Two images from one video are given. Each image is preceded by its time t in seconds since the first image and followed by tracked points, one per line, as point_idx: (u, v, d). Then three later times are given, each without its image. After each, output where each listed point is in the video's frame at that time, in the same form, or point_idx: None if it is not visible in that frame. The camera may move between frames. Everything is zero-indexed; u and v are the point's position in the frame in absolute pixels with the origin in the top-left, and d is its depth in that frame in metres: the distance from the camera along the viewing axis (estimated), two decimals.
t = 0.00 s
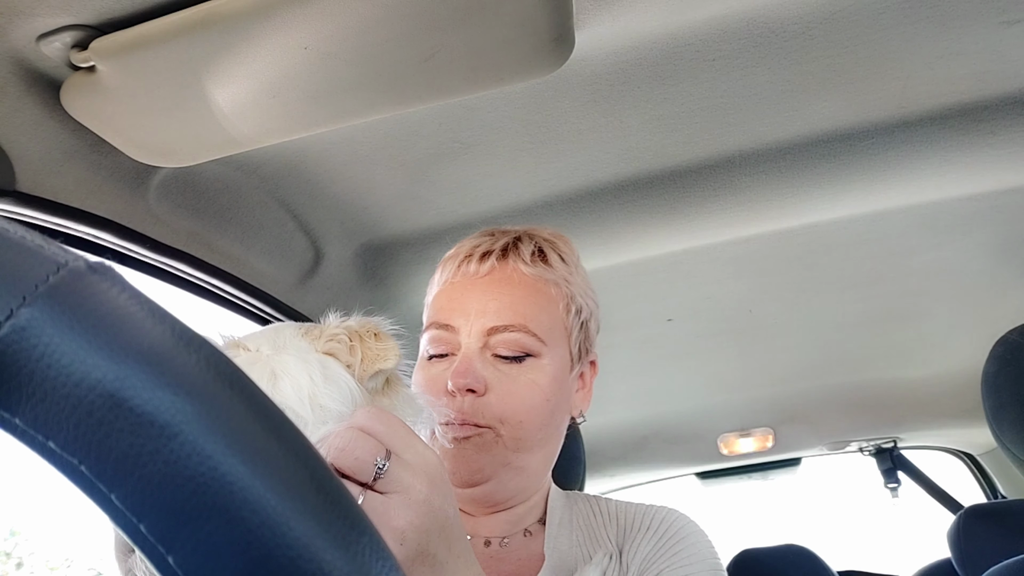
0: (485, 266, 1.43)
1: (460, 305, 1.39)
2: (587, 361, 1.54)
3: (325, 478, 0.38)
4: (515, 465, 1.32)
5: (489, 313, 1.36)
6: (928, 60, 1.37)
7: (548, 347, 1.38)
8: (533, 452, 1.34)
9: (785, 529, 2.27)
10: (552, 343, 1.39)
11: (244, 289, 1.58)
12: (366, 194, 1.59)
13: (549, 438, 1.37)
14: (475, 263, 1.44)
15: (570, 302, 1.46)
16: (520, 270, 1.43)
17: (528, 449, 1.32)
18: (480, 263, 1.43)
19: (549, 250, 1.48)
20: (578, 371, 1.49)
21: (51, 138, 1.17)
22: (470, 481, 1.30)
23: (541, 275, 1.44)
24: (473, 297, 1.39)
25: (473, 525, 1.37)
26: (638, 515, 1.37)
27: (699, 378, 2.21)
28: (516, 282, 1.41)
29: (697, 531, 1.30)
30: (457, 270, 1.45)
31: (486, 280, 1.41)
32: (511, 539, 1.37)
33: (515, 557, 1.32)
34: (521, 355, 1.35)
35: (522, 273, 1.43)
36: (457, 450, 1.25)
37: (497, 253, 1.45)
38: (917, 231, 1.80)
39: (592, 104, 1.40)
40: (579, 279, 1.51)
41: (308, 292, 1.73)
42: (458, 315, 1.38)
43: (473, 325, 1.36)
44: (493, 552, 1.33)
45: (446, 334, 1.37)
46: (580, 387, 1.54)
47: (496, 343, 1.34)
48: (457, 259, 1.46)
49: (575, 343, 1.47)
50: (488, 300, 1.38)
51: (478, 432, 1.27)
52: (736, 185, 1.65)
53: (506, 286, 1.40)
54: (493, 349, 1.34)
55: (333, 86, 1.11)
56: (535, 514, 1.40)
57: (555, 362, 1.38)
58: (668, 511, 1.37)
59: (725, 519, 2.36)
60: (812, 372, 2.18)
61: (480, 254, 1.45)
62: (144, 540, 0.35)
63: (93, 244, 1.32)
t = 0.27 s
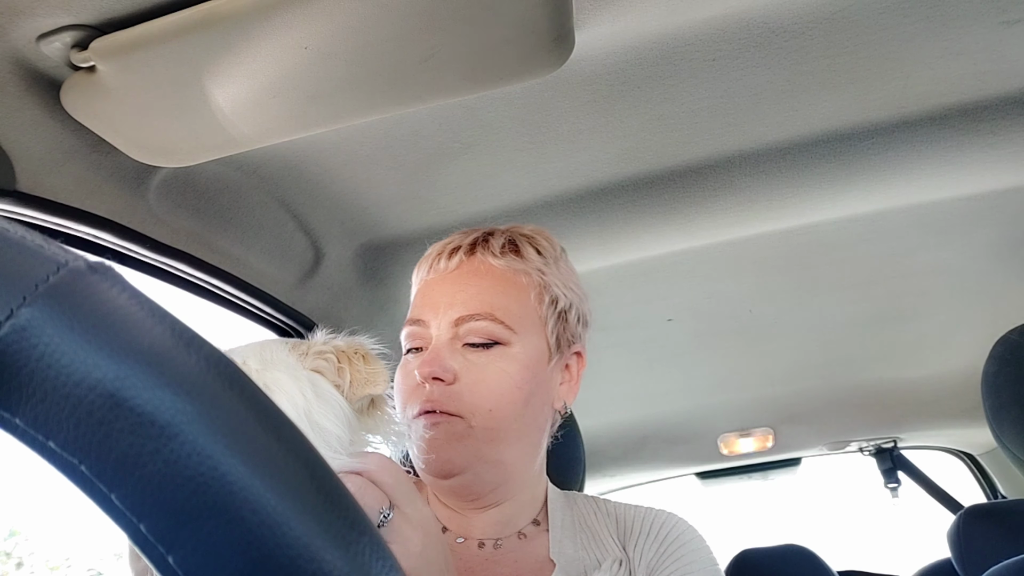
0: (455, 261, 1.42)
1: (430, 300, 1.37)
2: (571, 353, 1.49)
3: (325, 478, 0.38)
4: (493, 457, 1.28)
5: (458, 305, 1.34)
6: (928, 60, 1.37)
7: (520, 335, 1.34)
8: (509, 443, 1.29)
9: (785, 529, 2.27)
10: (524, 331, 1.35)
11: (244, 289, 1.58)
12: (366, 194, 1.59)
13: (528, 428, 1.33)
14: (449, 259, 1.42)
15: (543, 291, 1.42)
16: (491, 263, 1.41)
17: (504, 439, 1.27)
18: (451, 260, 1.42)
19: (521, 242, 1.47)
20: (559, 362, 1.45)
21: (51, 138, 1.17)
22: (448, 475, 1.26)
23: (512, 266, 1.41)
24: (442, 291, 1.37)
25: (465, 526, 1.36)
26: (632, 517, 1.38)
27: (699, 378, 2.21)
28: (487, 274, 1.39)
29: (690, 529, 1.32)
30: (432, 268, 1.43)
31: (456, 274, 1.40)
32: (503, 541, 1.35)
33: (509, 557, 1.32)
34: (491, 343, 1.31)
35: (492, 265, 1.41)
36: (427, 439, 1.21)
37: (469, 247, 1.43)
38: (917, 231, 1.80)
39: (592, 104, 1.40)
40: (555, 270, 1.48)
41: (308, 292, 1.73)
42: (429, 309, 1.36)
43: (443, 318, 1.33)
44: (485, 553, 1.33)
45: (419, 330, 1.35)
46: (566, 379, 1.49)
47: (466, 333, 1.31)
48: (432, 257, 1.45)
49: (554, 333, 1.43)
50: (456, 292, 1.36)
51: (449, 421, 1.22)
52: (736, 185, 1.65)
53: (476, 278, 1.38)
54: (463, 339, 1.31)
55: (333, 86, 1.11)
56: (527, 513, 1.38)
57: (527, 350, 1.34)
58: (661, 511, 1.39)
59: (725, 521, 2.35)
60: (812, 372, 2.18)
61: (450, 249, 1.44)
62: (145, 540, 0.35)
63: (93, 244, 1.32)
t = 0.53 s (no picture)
0: (406, 256, 1.34)
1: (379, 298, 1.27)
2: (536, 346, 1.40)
3: (325, 477, 0.38)
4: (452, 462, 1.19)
5: (406, 300, 1.24)
6: (928, 60, 1.37)
7: (473, 329, 1.25)
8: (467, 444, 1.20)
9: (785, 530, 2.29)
10: (478, 325, 1.26)
11: (244, 289, 1.56)
12: (366, 193, 1.59)
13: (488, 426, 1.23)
14: (401, 255, 1.35)
15: (500, 281, 1.33)
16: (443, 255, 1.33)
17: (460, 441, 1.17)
18: (404, 254, 1.34)
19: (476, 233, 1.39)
20: (523, 355, 1.35)
21: (51, 137, 1.17)
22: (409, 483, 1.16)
23: (464, 257, 1.33)
24: (392, 288, 1.28)
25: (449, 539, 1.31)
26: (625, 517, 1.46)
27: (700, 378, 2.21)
28: (438, 267, 1.30)
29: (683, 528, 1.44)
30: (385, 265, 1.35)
31: (406, 270, 1.31)
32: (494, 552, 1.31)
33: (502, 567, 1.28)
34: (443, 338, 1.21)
35: (443, 257, 1.32)
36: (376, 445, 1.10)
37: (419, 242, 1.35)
38: (917, 231, 1.80)
39: (592, 104, 1.40)
40: (516, 260, 1.40)
41: (308, 292, 1.73)
42: (378, 308, 1.26)
43: (391, 315, 1.23)
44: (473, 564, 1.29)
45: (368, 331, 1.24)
46: (532, 373, 1.39)
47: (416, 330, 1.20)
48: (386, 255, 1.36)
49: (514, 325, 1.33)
50: (405, 287, 1.27)
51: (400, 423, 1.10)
52: (737, 185, 1.65)
53: (427, 272, 1.29)
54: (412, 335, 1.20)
55: (333, 86, 1.11)
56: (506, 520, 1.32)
57: (482, 343, 1.25)
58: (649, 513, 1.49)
59: (722, 522, 2.37)
60: (812, 372, 2.18)
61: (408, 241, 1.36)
62: (145, 540, 0.35)
63: (93, 244, 1.32)
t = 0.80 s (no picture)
0: (382, 248, 1.30)
1: (352, 294, 1.23)
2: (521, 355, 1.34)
3: (325, 478, 0.38)
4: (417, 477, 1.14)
5: (378, 299, 1.20)
6: (928, 60, 1.37)
7: (447, 337, 1.19)
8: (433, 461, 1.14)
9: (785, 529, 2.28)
10: (453, 331, 1.21)
11: (243, 289, 1.58)
12: (366, 194, 1.59)
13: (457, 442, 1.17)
14: (379, 249, 1.30)
15: (482, 284, 1.28)
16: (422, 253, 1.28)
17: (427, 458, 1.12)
18: (379, 246, 1.30)
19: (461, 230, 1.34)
20: (502, 366, 1.29)
21: (51, 138, 1.17)
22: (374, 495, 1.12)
23: (445, 256, 1.28)
24: (365, 283, 1.24)
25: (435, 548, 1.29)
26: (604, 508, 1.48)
27: (699, 378, 2.21)
28: (416, 266, 1.25)
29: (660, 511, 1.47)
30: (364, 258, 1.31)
31: (383, 266, 1.26)
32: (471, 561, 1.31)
33: None
34: (413, 344, 1.16)
35: (421, 254, 1.27)
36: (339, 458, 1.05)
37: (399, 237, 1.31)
38: (917, 231, 1.80)
39: (592, 104, 1.40)
40: (501, 261, 1.35)
41: (308, 292, 1.73)
42: (350, 305, 1.22)
43: (361, 315, 1.19)
44: None
45: (339, 328, 1.21)
46: (512, 385, 1.33)
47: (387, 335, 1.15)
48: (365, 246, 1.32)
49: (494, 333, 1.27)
50: (379, 284, 1.23)
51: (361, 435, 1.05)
52: (737, 185, 1.65)
53: (404, 270, 1.24)
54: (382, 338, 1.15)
55: (333, 86, 1.11)
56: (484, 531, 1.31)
57: (456, 353, 1.19)
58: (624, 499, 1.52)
59: (725, 524, 2.36)
60: (813, 372, 2.18)
61: (393, 231, 1.32)
62: (145, 540, 0.35)
63: (93, 245, 1.32)
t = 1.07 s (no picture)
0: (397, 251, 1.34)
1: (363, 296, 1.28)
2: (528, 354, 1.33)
3: (325, 477, 0.38)
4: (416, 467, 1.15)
5: (381, 297, 1.24)
6: (928, 60, 1.37)
7: (443, 331, 1.21)
8: (429, 450, 1.16)
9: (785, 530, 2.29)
10: (449, 326, 1.22)
11: (243, 289, 1.58)
12: (366, 194, 1.59)
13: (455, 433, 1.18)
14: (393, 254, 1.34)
15: (483, 282, 1.29)
16: (426, 255, 1.30)
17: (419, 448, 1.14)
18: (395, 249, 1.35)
19: (466, 232, 1.36)
20: (503, 363, 1.28)
21: (51, 138, 1.17)
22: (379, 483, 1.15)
23: (447, 255, 1.30)
24: (377, 283, 1.29)
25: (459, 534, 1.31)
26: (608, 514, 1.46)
27: (699, 379, 2.21)
28: (419, 267, 1.28)
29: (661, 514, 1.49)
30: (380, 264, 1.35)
31: (391, 269, 1.30)
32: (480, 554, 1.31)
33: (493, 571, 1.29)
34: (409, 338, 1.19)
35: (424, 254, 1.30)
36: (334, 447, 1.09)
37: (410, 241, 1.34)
38: (917, 231, 1.80)
39: (592, 104, 1.40)
40: (505, 262, 1.35)
41: (307, 292, 1.74)
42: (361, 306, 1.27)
43: (368, 312, 1.23)
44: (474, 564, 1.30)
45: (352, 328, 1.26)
46: (516, 384, 1.31)
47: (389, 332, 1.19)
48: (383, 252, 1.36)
49: (494, 330, 1.27)
50: (386, 284, 1.28)
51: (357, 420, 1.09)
52: (737, 185, 1.65)
53: (407, 271, 1.28)
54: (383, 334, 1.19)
55: (333, 86, 1.11)
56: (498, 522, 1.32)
57: (452, 347, 1.20)
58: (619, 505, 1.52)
59: (723, 521, 2.38)
60: (813, 372, 2.18)
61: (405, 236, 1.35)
62: (145, 540, 0.35)
63: (93, 245, 1.32)
